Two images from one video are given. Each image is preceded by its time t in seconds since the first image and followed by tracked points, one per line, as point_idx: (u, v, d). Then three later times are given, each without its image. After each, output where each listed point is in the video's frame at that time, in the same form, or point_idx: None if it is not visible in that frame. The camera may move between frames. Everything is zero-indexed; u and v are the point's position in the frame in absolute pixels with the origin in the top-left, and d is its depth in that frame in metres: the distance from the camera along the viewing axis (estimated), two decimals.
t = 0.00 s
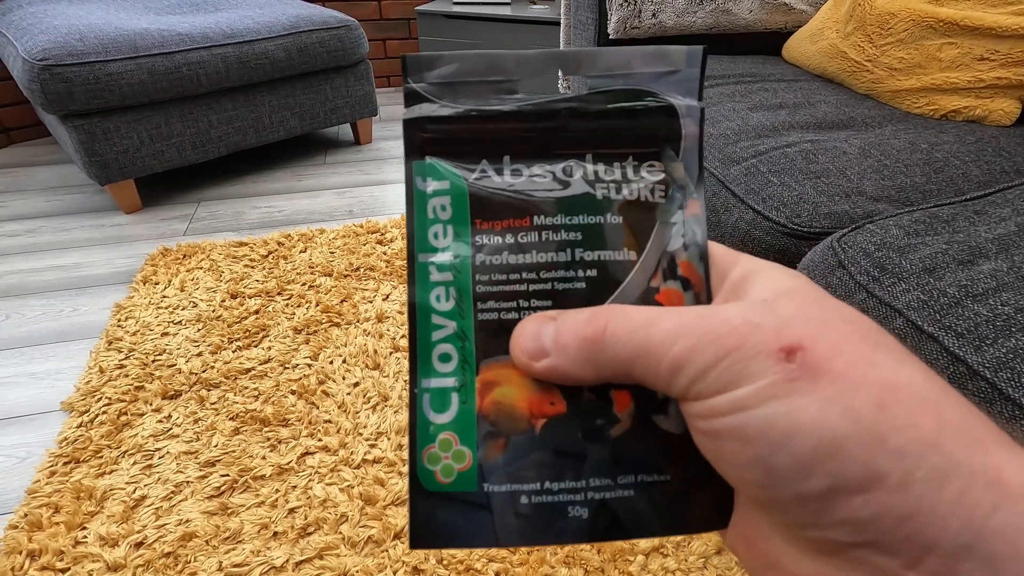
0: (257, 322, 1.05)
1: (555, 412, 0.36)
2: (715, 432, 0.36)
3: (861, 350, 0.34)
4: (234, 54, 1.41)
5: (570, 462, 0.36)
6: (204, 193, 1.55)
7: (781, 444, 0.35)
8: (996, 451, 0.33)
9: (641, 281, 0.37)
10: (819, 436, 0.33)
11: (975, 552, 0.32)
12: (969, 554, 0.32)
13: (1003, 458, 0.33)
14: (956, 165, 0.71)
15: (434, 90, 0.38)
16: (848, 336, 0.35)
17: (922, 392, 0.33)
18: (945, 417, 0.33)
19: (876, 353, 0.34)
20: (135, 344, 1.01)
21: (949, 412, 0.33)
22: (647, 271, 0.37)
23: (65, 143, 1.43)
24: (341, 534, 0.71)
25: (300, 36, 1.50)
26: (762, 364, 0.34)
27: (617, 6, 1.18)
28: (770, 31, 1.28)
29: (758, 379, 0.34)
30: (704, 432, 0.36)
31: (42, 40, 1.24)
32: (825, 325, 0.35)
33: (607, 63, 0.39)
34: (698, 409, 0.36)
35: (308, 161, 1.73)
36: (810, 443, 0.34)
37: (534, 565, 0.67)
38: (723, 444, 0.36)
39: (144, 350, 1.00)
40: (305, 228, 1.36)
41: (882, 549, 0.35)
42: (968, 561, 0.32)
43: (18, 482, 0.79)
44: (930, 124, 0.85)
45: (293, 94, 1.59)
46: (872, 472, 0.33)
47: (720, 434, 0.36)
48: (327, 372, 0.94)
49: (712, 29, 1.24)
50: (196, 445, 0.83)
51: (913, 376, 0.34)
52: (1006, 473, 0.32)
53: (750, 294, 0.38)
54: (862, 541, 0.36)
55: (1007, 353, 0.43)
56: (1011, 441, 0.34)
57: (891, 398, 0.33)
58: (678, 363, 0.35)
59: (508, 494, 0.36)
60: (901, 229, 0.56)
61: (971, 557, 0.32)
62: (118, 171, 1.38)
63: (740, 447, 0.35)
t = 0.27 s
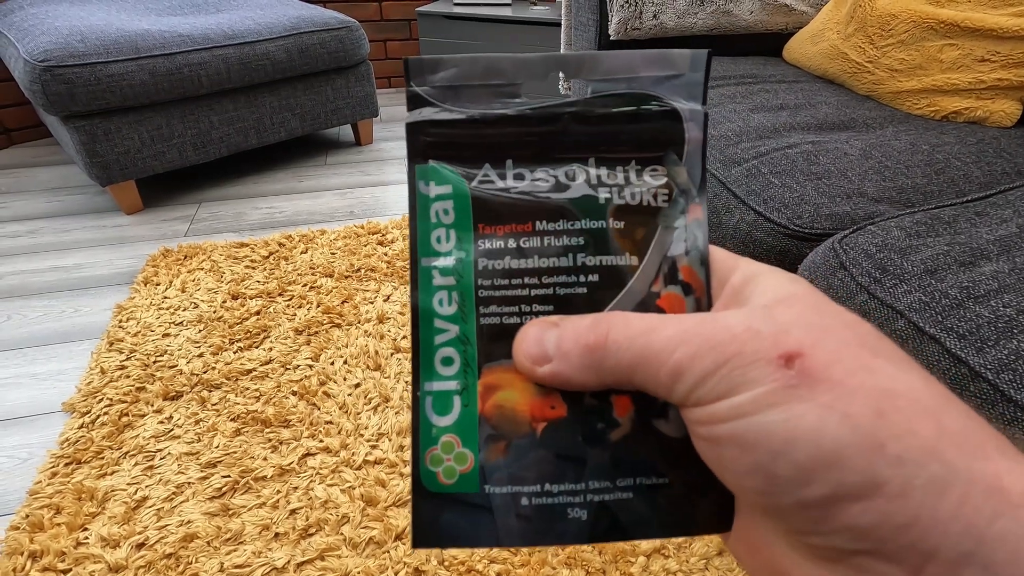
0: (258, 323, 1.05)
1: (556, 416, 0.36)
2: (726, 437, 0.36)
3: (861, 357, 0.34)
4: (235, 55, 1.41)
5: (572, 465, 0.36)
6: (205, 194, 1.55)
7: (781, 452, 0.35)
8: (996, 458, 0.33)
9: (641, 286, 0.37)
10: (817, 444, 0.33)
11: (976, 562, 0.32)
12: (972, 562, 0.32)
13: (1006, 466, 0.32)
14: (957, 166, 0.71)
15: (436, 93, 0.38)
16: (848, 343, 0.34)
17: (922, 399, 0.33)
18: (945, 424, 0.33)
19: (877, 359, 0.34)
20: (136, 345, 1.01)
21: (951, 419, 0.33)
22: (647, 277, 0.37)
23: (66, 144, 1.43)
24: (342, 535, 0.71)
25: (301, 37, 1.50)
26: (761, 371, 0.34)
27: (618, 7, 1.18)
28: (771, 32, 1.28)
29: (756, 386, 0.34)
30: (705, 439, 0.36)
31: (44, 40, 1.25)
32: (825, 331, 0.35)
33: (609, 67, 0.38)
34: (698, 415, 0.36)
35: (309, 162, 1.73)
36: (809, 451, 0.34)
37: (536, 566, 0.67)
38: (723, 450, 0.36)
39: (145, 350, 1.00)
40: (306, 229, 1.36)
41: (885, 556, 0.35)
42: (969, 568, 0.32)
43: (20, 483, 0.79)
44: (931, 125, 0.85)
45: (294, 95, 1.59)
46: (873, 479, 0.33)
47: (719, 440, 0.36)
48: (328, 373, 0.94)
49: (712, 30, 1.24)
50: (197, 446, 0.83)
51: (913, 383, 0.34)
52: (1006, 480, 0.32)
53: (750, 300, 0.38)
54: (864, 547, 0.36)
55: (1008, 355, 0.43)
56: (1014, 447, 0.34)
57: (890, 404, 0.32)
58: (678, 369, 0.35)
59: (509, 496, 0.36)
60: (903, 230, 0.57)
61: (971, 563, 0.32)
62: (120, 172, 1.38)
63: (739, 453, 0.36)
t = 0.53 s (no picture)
0: (258, 324, 1.05)
1: (543, 416, 0.37)
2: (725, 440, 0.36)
3: (861, 358, 0.34)
4: (235, 56, 1.41)
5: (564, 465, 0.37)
6: (206, 194, 1.55)
7: (785, 453, 0.35)
8: (996, 461, 0.33)
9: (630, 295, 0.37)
10: (820, 444, 0.33)
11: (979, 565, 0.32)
12: (975, 566, 0.32)
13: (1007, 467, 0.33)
14: (957, 166, 0.71)
15: (439, 107, 0.38)
16: (847, 344, 0.35)
17: (921, 400, 0.33)
18: (946, 425, 0.33)
19: (875, 361, 0.34)
20: (136, 345, 1.01)
21: (950, 420, 0.33)
22: (638, 285, 0.37)
23: (67, 145, 1.43)
24: (342, 535, 0.71)
25: (301, 38, 1.50)
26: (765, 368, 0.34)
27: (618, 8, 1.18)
28: (771, 33, 1.28)
29: (757, 383, 0.34)
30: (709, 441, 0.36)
31: (44, 41, 1.25)
32: (825, 332, 0.35)
33: (606, 83, 0.38)
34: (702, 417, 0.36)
35: (309, 163, 1.73)
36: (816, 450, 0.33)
37: (537, 567, 0.67)
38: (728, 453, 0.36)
39: (145, 351, 1.00)
40: (306, 229, 1.36)
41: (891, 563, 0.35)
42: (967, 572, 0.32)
43: (21, 483, 0.79)
44: (931, 126, 0.85)
45: (294, 95, 1.59)
46: (878, 481, 0.33)
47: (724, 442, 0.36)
48: (328, 374, 0.94)
49: (713, 31, 1.24)
50: (198, 447, 0.83)
51: (910, 385, 0.34)
52: (1008, 482, 0.32)
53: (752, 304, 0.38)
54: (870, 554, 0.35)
55: (1009, 356, 0.43)
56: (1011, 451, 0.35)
57: (892, 405, 0.33)
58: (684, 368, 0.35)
59: (496, 489, 0.37)
60: (903, 231, 0.57)
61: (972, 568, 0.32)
62: (120, 172, 1.38)
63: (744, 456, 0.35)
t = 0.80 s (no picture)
0: (258, 324, 1.05)
1: (506, 421, 0.37)
2: (716, 448, 0.37)
3: (846, 366, 0.34)
4: (235, 57, 1.41)
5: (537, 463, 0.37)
6: (207, 195, 1.55)
7: (769, 459, 0.35)
8: (980, 464, 0.33)
9: (593, 311, 0.37)
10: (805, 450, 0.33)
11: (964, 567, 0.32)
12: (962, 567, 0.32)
13: (992, 473, 0.33)
14: (956, 167, 0.71)
15: (417, 98, 0.34)
16: (834, 352, 0.35)
17: (906, 405, 0.33)
18: (930, 430, 0.33)
19: (860, 368, 0.34)
20: (137, 346, 1.01)
21: (935, 425, 0.33)
22: (601, 300, 0.37)
23: (67, 145, 1.43)
24: (343, 536, 0.71)
25: (302, 38, 1.51)
26: (749, 379, 0.34)
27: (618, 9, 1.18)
28: (771, 33, 1.29)
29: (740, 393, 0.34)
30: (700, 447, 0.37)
31: (45, 42, 1.25)
32: (810, 340, 0.35)
33: (592, 94, 0.35)
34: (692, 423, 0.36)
35: (310, 163, 1.73)
36: (799, 455, 0.34)
37: (536, 567, 0.67)
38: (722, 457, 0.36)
39: (146, 351, 1.00)
40: (306, 230, 1.36)
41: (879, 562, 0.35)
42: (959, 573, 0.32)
43: (21, 484, 0.79)
44: (930, 126, 0.85)
45: (295, 96, 1.59)
46: (859, 485, 0.33)
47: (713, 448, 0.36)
48: (329, 375, 0.94)
49: (713, 31, 1.24)
50: (198, 447, 0.83)
51: (894, 389, 0.34)
52: (990, 485, 0.32)
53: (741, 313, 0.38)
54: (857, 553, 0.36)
55: (1009, 356, 0.43)
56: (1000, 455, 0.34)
57: (876, 410, 0.33)
58: (672, 378, 0.35)
59: (456, 487, 0.37)
60: (903, 231, 0.57)
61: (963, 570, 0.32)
62: (120, 173, 1.38)
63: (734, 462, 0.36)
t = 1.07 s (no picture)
0: (258, 324, 1.05)
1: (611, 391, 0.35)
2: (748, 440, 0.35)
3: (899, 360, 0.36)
4: (235, 57, 1.42)
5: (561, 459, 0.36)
6: (206, 195, 1.55)
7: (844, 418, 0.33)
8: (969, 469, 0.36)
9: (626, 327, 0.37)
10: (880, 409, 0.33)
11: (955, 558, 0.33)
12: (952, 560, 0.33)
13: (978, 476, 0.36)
14: (953, 168, 0.71)
15: None
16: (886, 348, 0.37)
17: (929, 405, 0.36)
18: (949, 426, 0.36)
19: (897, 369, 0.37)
20: (136, 346, 1.01)
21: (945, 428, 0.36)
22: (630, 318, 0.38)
23: (66, 146, 1.43)
24: (342, 535, 0.71)
25: (301, 39, 1.51)
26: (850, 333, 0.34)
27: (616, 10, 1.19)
28: (769, 34, 1.29)
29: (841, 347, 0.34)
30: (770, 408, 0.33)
31: (44, 42, 1.25)
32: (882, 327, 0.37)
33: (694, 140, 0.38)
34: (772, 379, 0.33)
35: (309, 164, 1.74)
36: (830, 456, 0.33)
37: (535, 566, 0.67)
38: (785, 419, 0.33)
39: (145, 352, 1.00)
40: (306, 230, 1.36)
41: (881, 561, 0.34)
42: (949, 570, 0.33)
43: (21, 484, 0.79)
44: (928, 127, 0.85)
45: (294, 96, 1.60)
46: (911, 457, 0.33)
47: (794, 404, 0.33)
48: (328, 375, 0.94)
49: (711, 32, 1.24)
50: (197, 447, 0.83)
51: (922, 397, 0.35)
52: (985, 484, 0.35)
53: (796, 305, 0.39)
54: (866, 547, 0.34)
55: (1004, 356, 0.43)
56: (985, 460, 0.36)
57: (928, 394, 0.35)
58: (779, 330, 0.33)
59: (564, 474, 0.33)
60: (899, 231, 0.57)
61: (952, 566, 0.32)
62: (119, 173, 1.38)
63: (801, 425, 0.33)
